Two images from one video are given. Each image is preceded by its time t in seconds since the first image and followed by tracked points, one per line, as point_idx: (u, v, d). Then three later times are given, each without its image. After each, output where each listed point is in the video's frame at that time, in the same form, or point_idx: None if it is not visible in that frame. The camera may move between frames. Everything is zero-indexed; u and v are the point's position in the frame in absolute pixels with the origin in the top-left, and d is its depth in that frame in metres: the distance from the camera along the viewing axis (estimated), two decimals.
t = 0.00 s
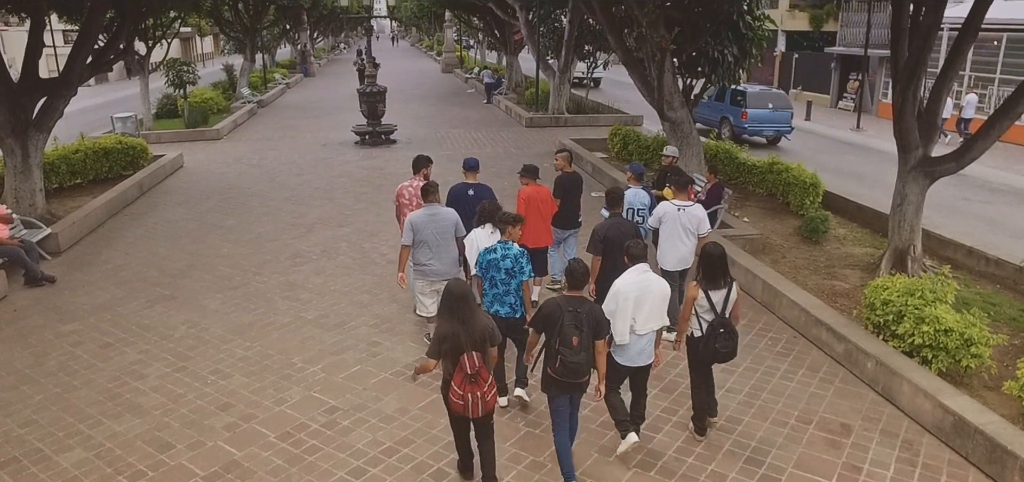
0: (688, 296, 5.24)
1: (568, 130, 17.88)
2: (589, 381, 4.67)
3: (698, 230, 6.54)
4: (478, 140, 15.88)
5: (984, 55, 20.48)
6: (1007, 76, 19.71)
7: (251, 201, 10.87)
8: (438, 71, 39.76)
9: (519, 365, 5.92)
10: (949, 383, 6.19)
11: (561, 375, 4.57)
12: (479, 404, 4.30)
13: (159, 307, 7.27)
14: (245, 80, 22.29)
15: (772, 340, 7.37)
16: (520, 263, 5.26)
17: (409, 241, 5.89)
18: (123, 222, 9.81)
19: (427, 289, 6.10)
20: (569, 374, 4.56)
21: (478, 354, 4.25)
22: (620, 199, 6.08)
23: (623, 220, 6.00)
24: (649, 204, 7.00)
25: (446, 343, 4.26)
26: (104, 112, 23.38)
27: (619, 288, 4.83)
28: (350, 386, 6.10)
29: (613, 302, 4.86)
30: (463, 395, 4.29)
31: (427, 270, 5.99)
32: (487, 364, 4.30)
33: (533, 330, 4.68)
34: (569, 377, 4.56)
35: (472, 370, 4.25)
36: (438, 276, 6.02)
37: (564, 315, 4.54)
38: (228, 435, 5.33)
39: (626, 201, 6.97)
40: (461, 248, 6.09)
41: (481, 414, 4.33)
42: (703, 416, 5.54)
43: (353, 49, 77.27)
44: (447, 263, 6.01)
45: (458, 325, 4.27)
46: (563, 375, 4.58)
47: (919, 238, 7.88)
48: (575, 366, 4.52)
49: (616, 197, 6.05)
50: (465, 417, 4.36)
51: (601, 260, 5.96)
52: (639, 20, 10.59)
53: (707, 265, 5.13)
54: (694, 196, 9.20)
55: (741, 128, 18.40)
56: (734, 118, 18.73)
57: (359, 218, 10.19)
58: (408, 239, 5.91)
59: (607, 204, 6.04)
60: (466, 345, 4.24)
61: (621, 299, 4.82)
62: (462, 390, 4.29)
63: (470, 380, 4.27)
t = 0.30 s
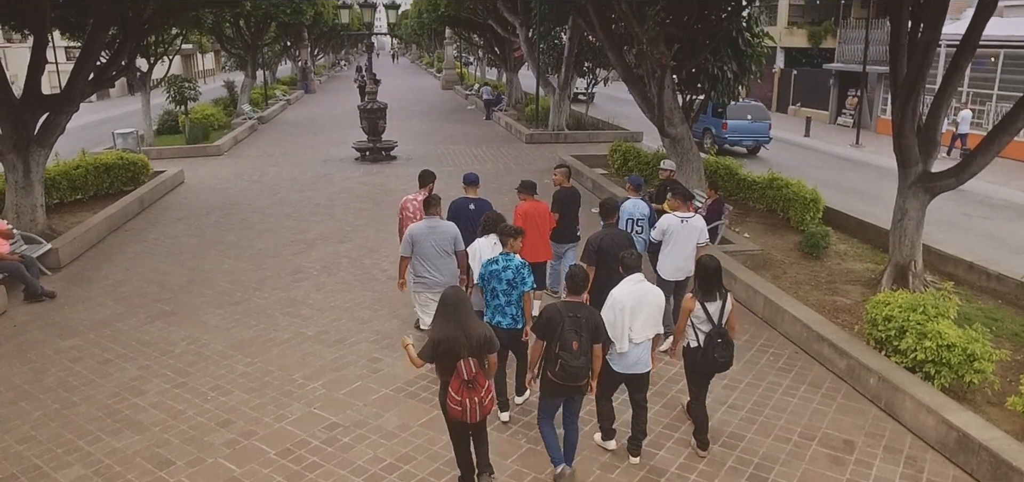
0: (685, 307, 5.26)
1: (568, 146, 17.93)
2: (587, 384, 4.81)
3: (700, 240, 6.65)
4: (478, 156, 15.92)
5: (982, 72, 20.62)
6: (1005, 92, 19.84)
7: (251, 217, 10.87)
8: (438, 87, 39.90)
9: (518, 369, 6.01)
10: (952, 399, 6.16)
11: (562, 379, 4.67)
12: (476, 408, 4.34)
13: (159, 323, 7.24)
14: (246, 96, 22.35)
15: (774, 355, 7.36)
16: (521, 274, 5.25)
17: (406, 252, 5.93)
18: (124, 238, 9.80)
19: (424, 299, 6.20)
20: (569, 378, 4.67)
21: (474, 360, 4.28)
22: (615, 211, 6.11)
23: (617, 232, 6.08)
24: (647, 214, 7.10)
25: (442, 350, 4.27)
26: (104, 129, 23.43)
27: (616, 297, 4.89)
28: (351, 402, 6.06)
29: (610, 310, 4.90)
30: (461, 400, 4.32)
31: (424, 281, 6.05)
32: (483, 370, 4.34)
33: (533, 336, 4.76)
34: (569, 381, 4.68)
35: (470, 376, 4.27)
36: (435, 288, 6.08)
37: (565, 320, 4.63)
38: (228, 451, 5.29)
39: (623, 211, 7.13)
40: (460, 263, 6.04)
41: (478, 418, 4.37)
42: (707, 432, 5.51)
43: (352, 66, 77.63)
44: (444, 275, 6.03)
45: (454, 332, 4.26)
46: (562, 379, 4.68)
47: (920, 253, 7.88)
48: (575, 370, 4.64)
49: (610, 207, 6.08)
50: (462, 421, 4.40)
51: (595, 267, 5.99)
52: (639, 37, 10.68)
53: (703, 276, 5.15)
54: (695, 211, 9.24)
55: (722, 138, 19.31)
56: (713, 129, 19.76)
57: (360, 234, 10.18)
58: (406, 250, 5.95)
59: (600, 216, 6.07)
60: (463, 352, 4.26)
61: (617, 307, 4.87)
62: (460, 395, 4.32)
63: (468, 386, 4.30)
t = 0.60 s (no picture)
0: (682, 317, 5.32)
1: (568, 164, 17.97)
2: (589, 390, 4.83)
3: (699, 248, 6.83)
4: (478, 174, 15.94)
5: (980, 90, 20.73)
6: (1003, 109, 19.95)
7: (252, 235, 10.85)
8: (438, 106, 40.05)
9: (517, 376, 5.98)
10: (956, 416, 6.13)
11: (566, 385, 4.69)
12: (474, 417, 4.30)
13: (159, 340, 7.20)
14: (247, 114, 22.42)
15: (776, 372, 7.34)
16: (523, 289, 5.23)
17: (407, 265, 5.93)
18: (124, 255, 9.78)
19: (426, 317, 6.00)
20: (573, 384, 4.69)
21: (473, 369, 4.26)
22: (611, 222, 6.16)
23: (611, 243, 6.13)
24: (644, 227, 7.11)
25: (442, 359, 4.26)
26: (106, 146, 23.48)
27: (607, 312, 4.89)
28: (351, 420, 6.01)
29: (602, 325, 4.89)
30: (460, 409, 4.28)
31: (425, 297, 5.93)
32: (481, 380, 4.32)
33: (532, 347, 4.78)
34: (573, 387, 4.70)
35: (469, 385, 4.24)
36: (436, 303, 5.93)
37: (563, 328, 4.66)
38: (227, 470, 5.24)
39: (621, 227, 7.10)
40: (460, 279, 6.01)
41: (475, 427, 4.33)
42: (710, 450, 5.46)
43: (352, 84, 78.16)
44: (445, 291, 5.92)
45: (453, 342, 4.26)
46: (566, 386, 4.71)
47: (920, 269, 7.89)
48: (578, 376, 4.66)
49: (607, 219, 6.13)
50: (460, 430, 4.36)
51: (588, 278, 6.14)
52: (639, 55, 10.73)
53: (701, 287, 5.22)
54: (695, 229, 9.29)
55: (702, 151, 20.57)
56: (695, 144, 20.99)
57: (361, 252, 10.16)
58: (407, 263, 5.95)
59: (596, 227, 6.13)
60: (462, 361, 4.25)
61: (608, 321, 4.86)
62: (459, 404, 4.27)
63: (467, 394, 4.26)
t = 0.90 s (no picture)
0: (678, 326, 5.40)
1: (568, 181, 18.00)
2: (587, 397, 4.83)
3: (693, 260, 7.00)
4: (478, 190, 15.95)
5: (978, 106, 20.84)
6: (1001, 125, 20.04)
7: (252, 250, 10.84)
8: (438, 123, 40.15)
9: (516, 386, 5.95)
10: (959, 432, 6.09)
11: (564, 395, 4.68)
12: (470, 426, 4.27)
13: (158, 356, 7.17)
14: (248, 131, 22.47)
15: (777, 388, 7.31)
16: (526, 299, 5.24)
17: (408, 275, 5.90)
18: (124, 270, 9.76)
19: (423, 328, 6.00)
20: (572, 393, 4.68)
21: (470, 379, 4.24)
22: (609, 235, 6.17)
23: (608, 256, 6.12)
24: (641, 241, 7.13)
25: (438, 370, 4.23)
26: (106, 162, 23.52)
27: (596, 322, 4.89)
28: (351, 436, 5.97)
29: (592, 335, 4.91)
30: (457, 419, 4.24)
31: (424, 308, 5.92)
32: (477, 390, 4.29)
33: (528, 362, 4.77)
34: (572, 396, 4.68)
35: (466, 395, 4.21)
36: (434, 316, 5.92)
37: (556, 339, 4.66)
38: None
39: (617, 241, 7.08)
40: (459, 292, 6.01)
41: (470, 435, 4.30)
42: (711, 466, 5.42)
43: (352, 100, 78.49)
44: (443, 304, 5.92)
45: (449, 353, 4.25)
46: (564, 395, 4.68)
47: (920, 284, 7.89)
48: (575, 384, 4.65)
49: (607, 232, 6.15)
50: (457, 439, 4.33)
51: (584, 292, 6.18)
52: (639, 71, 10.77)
53: (696, 296, 5.31)
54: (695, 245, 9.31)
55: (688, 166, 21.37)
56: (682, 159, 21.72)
57: (361, 268, 10.14)
58: (408, 273, 5.92)
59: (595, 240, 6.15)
60: (458, 371, 4.22)
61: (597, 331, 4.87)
62: (456, 414, 4.24)
63: (463, 404, 4.23)
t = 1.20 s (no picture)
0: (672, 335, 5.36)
1: (568, 197, 18.01)
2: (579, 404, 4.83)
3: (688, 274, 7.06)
4: (478, 206, 15.95)
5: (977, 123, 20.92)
6: (1000, 141, 20.10)
7: (251, 266, 10.82)
8: (438, 139, 40.23)
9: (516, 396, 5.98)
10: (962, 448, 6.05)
11: (558, 402, 4.67)
12: (463, 430, 4.25)
13: (157, 371, 7.14)
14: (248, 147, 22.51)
15: (778, 403, 7.28)
16: (529, 309, 5.27)
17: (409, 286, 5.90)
18: (123, 285, 9.75)
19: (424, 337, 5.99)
20: (564, 400, 4.68)
21: (463, 384, 4.22)
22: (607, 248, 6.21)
23: (605, 269, 6.04)
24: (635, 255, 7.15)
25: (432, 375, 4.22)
26: (106, 178, 23.54)
27: (587, 326, 4.90)
28: (350, 452, 5.93)
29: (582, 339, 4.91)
30: (449, 423, 4.22)
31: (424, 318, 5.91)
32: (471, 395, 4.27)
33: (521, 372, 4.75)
34: (566, 403, 4.68)
35: (459, 399, 4.19)
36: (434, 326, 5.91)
37: (546, 348, 4.66)
38: None
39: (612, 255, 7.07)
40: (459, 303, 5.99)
41: (463, 439, 4.28)
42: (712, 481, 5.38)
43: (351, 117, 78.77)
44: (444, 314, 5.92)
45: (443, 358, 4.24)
46: (557, 403, 4.68)
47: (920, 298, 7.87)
48: (567, 392, 4.65)
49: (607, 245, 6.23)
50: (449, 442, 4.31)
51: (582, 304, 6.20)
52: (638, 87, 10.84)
53: (691, 303, 5.31)
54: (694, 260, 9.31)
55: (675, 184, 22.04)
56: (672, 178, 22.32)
57: (360, 284, 10.11)
58: (409, 283, 5.92)
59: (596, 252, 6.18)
60: (452, 376, 4.22)
61: (587, 335, 4.88)
62: (448, 418, 4.22)
63: (456, 408, 4.21)
